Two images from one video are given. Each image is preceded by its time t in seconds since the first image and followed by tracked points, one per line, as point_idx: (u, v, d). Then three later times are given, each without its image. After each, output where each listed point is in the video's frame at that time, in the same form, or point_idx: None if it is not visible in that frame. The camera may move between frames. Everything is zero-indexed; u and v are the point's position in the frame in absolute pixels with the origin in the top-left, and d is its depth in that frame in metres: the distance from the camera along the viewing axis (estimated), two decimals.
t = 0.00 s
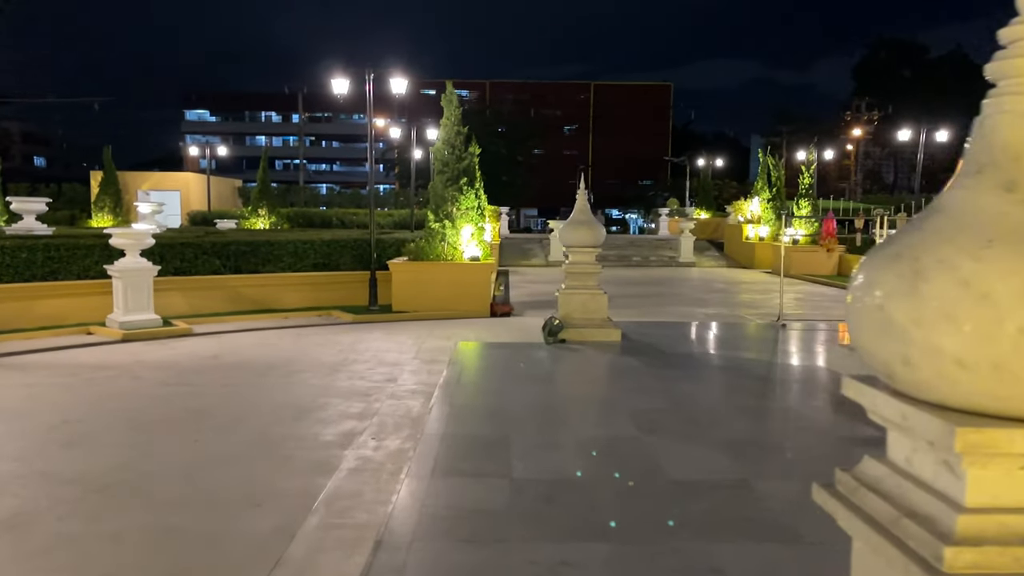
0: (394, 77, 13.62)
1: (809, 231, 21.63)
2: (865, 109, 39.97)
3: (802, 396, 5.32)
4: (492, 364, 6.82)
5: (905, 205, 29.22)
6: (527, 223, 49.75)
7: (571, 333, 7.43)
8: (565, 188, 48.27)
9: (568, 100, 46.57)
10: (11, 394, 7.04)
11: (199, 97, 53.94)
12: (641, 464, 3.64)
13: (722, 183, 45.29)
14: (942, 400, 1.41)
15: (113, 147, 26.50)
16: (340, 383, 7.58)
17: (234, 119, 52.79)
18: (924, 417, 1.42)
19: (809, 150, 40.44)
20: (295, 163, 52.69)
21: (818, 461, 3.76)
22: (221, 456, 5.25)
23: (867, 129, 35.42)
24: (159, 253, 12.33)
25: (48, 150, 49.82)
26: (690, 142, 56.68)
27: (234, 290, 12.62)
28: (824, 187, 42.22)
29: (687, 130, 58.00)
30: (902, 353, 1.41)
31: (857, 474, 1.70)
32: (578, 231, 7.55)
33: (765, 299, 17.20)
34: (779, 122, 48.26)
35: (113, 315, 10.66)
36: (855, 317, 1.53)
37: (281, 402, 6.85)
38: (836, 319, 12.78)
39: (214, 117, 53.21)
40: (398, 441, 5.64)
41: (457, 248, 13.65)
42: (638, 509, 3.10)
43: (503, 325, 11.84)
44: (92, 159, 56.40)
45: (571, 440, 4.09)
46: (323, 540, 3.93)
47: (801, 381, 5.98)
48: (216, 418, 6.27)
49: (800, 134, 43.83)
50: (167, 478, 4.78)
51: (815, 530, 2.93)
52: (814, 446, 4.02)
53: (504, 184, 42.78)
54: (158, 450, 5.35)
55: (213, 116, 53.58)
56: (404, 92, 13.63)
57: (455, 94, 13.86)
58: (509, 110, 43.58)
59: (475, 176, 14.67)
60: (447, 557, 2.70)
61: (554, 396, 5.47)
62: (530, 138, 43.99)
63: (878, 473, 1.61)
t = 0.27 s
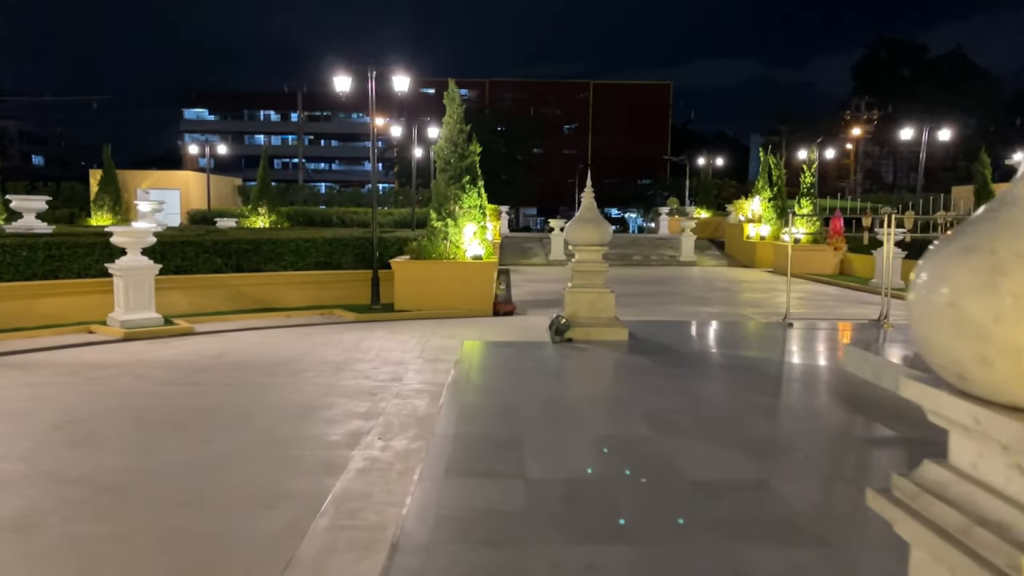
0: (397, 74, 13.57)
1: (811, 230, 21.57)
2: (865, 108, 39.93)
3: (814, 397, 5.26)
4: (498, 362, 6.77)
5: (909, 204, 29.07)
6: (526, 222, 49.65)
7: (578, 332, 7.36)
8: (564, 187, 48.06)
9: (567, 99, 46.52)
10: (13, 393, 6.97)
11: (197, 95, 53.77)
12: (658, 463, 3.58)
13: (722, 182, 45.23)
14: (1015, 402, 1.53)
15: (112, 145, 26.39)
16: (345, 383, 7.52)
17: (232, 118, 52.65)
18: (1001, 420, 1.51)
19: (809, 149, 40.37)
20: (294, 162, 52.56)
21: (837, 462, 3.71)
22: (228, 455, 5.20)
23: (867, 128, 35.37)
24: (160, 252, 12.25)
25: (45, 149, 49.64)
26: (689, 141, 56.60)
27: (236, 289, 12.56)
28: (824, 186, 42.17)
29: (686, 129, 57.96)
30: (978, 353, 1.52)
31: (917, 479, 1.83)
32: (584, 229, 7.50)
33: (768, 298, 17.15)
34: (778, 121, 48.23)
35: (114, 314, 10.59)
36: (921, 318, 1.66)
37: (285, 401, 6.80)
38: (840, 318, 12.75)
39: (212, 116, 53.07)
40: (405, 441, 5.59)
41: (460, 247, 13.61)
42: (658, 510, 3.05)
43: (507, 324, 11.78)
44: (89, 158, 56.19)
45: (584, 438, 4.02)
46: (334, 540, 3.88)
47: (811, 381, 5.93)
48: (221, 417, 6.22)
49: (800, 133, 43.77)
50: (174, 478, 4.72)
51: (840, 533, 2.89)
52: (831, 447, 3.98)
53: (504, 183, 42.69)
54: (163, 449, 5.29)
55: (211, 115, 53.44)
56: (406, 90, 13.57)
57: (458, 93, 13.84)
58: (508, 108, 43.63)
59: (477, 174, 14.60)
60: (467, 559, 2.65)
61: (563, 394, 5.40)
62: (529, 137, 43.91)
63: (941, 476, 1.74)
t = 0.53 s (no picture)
0: (400, 73, 13.51)
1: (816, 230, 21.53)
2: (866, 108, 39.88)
3: (827, 398, 5.20)
4: (506, 361, 6.71)
5: (911, 203, 29.00)
6: (527, 222, 49.60)
7: (586, 331, 7.31)
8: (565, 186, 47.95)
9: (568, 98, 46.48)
10: (17, 393, 6.92)
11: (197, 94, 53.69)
12: (676, 465, 3.52)
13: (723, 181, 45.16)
14: None
15: (112, 144, 26.34)
16: (352, 383, 7.47)
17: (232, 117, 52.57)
18: None
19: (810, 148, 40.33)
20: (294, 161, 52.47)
21: (857, 465, 3.66)
22: (236, 456, 5.14)
23: (868, 127, 35.33)
24: (163, 251, 12.19)
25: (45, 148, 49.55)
26: (690, 141, 56.55)
27: (239, 288, 12.51)
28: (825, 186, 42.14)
29: (687, 129, 57.91)
30: None
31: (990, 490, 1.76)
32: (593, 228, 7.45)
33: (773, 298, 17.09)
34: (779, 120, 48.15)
35: (118, 314, 10.53)
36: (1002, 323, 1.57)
37: (292, 401, 6.74)
38: (845, 318, 12.69)
39: (212, 115, 52.98)
40: (415, 442, 5.53)
41: (463, 246, 13.55)
42: (679, 513, 2.99)
43: (511, 323, 11.73)
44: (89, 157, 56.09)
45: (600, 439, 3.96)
46: (346, 544, 3.83)
47: (823, 380, 5.87)
48: (228, 417, 6.16)
49: (801, 132, 43.73)
50: (182, 479, 4.67)
51: (867, 537, 2.83)
52: (850, 448, 3.92)
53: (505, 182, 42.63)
54: (170, 450, 5.24)
55: (211, 114, 53.35)
56: (410, 88, 13.52)
57: (462, 91, 13.76)
58: (508, 107, 43.66)
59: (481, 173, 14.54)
60: (488, 565, 2.59)
61: (574, 393, 5.34)
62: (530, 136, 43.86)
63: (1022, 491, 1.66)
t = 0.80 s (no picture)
0: (405, 71, 13.44)
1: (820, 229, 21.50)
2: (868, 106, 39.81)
3: (844, 401, 5.16)
4: (516, 361, 6.64)
5: (914, 202, 28.92)
6: (528, 221, 49.54)
7: (595, 332, 7.26)
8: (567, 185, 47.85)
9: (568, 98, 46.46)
10: (23, 395, 6.85)
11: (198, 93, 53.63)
12: (699, 472, 3.46)
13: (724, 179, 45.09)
14: None
15: (114, 144, 26.30)
16: (360, 384, 7.41)
17: (233, 116, 52.50)
18: None
19: (811, 147, 40.30)
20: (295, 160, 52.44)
21: (881, 471, 3.61)
22: (246, 459, 5.08)
23: (870, 126, 35.27)
24: (167, 250, 12.14)
25: (46, 147, 49.49)
26: (691, 140, 56.49)
27: (244, 288, 12.45)
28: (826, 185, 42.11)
29: (687, 127, 57.88)
30: None
31: None
32: (602, 227, 7.39)
33: (778, 297, 17.05)
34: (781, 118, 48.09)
35: (122, 314, 10.48)
36: None
37: (299, 403, 6.68)
38: (851, 317, 12.65)
39: (213, 114, 52.92)
40: (425, 444, 5.47)
41: (469, 245, 13.50)
42: (706, 521, 2.94)
43: (517, 323, 11.68)
44: (90, 156, 55.99)
45: (616, 444, 3.89)
46: (362, 548, 3.77)
47: (836, 382, 5.83)
48: (235, 419, 6.10)
49: (803, 131, 43.67)
50: (191, 482, 4.62)
51: (898, 546, 2.78)
52: (871, 454, 3.88)
53: (506, 181, 42.59)
54: (179, 454, 5.18)
55: (212, 113, 53.24)
56: (415, 87, 13.45)
57: (467, 89, 13.68)
58: (509, 105, 43.64)
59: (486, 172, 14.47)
60: None
61: (587, 393, 5.28)
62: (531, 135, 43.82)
63: None
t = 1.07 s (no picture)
0: (412, 70, 13.37)
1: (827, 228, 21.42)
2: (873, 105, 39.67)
3: (864, 404, 5.09)
4: (528, 362, 6.58)
5: (921, 200, 28.81)
6: (532, 220, 49.49)
7: (607, 333, 7.19)
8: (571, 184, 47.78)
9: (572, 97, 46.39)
10: (32, 398, 6.82)
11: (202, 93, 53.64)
12: (721, 477, 3.40)
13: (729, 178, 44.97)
14: None
15: (119, 144, 26.29)
16: (370, 386, 7.36)
17: (236, 116, 52.50)
18: None
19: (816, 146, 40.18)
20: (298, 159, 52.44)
21: (907, 475, 3.54)
22: (257, 463, 5.03)
23: (875, 124, 35.13)
24: (174, 251, 12.10)
25: (50, 147, 49.55)
26: (695, 138, 56.36)
27: (250, 288, 12.41)
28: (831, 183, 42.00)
29: (691, 126, 57.76)
30: None
31: None
32: (614, 227, 7.33)
33: (786, 296, 16.99)
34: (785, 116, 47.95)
35: (129, 315, 10.44)
36: None
37: (309, 405, 6.63)
38: (860, 317, 12.58)
39: (216, 114, 52.93)
40: (438, 447, 5.42)
41: (476, 245, 13.44)
42: (732, 529, 2.88)
43: (524, 324, 11.62)
44: (94, 156, 56.02)
45: (636, 449, 3.84)
46: (379, 555, 3.72)
47: (852, 384, 5.76)
48: (245, 422, 6.06)
49: (808, 130, 43.54)
50: (204, 487, 4.57)
51: (930, 554, 2.72)
52: (896, 459, 3.81)
53: (510, 180, 42.55)
54: (189, 457, 5.13)
55: (215, 113, 53.24)
56: (421, 86, 13.38)
57: (474, 87, 13.60)
58: (512, 104, 43.60)
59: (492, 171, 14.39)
60: None
61: (600, 395, 5.23)
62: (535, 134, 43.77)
63: None
